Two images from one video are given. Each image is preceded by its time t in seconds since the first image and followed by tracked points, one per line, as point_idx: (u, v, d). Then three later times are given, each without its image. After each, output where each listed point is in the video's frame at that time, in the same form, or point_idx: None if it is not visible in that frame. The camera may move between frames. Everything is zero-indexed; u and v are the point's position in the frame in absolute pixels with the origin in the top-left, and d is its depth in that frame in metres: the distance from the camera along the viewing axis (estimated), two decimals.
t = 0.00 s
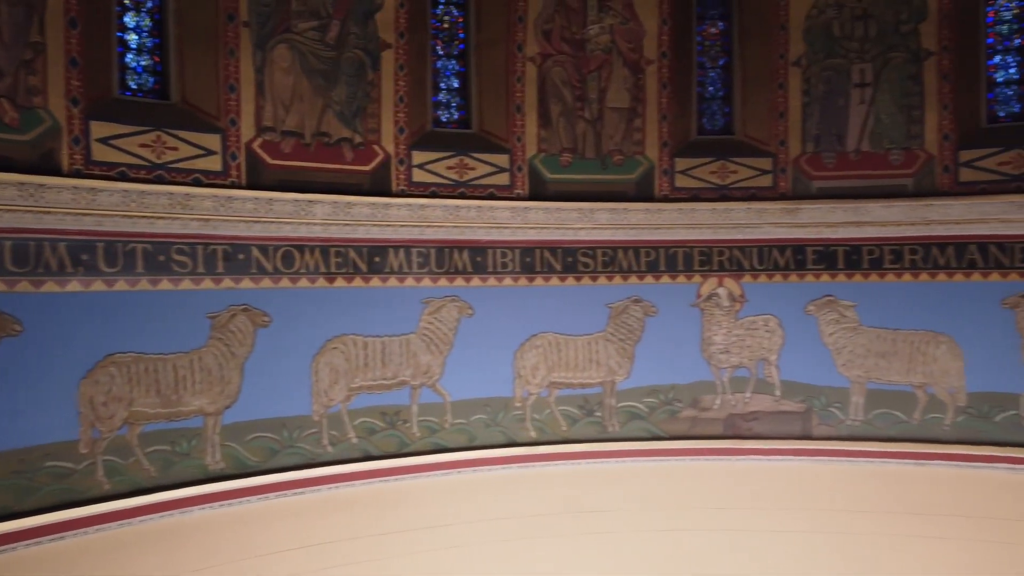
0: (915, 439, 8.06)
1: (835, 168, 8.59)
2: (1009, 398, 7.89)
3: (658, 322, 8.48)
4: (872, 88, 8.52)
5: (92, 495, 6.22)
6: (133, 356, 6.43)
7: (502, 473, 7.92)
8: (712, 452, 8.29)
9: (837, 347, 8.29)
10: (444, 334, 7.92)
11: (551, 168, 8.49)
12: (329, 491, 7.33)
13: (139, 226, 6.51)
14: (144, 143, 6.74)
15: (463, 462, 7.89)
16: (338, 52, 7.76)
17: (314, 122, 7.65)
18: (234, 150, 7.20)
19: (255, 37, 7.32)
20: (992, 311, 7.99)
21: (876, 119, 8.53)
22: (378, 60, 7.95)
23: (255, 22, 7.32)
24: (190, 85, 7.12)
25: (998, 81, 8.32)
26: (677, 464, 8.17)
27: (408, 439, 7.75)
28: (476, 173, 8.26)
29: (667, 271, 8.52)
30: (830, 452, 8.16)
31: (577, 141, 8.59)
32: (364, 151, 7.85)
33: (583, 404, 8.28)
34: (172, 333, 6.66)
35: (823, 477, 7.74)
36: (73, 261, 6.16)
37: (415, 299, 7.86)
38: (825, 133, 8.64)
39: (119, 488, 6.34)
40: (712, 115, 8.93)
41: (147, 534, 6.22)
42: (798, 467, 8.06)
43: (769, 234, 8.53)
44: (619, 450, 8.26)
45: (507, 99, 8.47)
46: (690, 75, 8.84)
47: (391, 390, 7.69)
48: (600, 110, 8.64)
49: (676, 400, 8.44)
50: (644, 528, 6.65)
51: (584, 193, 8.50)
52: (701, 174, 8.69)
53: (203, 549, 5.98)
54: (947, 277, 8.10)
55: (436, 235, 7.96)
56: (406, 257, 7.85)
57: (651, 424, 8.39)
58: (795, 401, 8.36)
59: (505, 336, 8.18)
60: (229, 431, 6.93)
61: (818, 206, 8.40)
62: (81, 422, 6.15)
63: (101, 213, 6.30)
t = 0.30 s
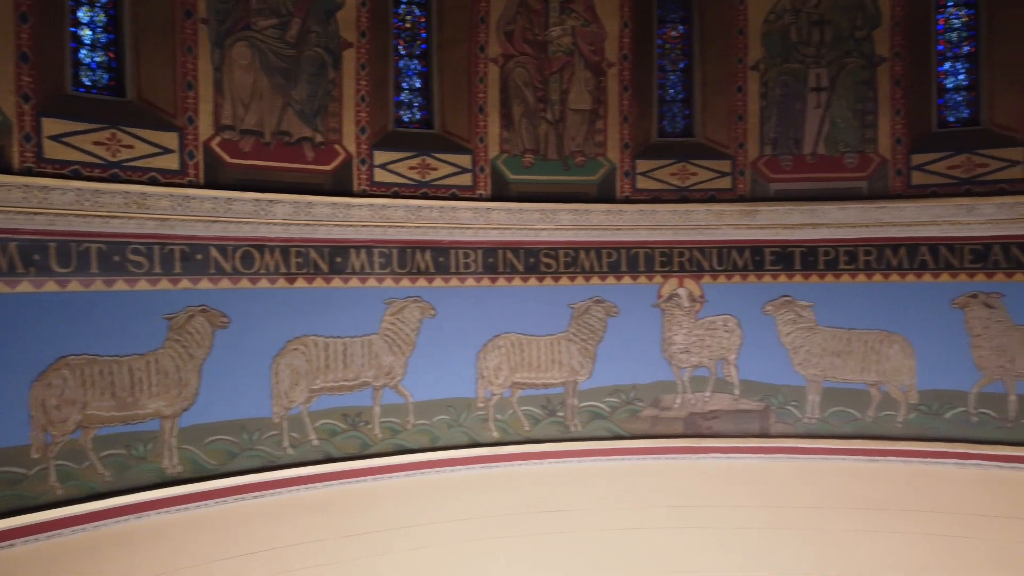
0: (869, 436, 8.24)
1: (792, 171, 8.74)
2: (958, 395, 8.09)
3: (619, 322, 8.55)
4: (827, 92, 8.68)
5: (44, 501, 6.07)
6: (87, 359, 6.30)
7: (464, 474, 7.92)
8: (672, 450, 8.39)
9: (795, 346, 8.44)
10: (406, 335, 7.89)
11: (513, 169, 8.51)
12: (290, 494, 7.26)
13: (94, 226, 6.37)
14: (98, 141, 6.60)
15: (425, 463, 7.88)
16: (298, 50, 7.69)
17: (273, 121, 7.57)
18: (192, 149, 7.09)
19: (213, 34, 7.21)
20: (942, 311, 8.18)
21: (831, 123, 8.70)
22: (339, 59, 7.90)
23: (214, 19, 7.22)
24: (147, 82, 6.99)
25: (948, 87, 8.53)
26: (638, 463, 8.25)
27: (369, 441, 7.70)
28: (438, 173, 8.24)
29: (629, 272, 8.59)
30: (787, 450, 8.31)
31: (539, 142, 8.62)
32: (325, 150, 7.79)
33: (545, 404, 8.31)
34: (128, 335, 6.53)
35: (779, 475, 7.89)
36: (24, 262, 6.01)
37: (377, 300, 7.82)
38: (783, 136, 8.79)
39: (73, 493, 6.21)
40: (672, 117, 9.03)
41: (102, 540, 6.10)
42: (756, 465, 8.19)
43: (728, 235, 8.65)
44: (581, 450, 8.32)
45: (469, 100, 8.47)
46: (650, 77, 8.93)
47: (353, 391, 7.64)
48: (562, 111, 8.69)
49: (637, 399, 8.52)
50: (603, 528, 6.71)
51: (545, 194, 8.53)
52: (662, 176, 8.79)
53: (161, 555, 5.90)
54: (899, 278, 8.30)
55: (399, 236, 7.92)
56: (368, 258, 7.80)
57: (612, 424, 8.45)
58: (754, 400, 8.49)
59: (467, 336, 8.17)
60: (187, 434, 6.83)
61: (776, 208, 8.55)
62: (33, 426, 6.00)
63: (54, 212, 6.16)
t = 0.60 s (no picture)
0: (825, 433, 8.41)
1: (750, 173, 8.87)
2: (911, 392, 8.28)
3: (581, 323, 8.60)
4: (784, 96, 8.84)
5: None
6: (39, 361, 6.16)
7: (427, 475, 7.91)
8: (633, 449, 8.47)
9: (753, 345, 8.57)
10: (368, 335, 7.85)
11: (475, 169, 8.51)
12: (250, 497, 7.18)
13: (46, 225, 6.23)
14: (50, 138, 6.45)
15: (387, 464, 7.84)
16: (258, 48, 7.59)
17: (232, 119, 7.47)
18: (148, 147, 6.97)
19: (170, 30, 7.10)
20: (894, 311, 8.38)
21: (788, 126, 8.85)
22: (299, 57, 7.83)
23: (170, 15, 7.11)
24: (101, 79, 6.85)
25: (900, 91, 8.74)
26: (599, 462, 8.32)
27: (331, 443, 7.64)
28: (400, 173, 8.21)
29: (590, 272, 8.65)
30: (745, 447, 8.44)
31: (501, 142, 8.63)
32: (285, 149, 7.71)
33: (508, 404, 8.33)
34: (82, 337, 6.40)
35: (738, 472, 8.03)
36: None
37: (339, 300, 7.76)
38: (741, 139, 8.92)
39: (24, 498, 6.07)
40: (633, 119, 9.12)
41: (54, 547, 5.97)
42: (716, 462, 8.31)
43: (688, 236, 8.75)
44: (543, 450, 8.36)
45: (431, 100, 8.45)
46: (611, 79, 9.01)
47: (313, 393, 7.57)
48: (525, 112, 8.71)
49: (599, 399, 8.59)
50: (565, 528, 6.75)
51: (508, 195, 8.55)
52: (623, 177, 8.86)
53: (116, 562, 5.80)
54: (854, 278, 8.49)
55: (360, 236, 7.87)
56: (329, 258, 7.74)
57: (574, 423, 8.50)
58: (713, 399, 8.61)
59: (430, 336, 8.15)
60: (143, 437, 6.71)
61: (734, 209, 8.68)
62: None
63: (4, 211, 6.01)
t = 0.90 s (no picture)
0: (782, 431, 8.56)
1: (709, 174, 8.99)
2: (865, 390, 8.46)
3: (543, 323, 8.63)
4: (743, 99, 8.97)
5: None
6: None
7: (389, 476, 7.88)
8: (595, 448, 8.54)
9: (712, 345, 8.69)
10: (329, 336, 7.79)
11: (438, 169, 8.49)
12: (208, 500, 7.07)
13: None
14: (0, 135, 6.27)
15: (349, 466, 7.79)
16: (216, 45, 7.48)
17: (190, 117, 7.36)
18: (103, 144, 6.84)
19: (125, 26, 6.97)
20: (849, 311, 8.56)
21: (747, 129, 8.98)
22: (259, 55, 7.73)
23: (126, 11, 6.97)
24: (54, 74, 6.67)
25: (855, 96, 8.93)
26: (561, 462, 8.36)
27: (291, 445, 7.56)
28: (361, 172, 8.16)
29: (553, 272, 8.69)
30: (705, 446, 8.55)
31: (464, 142, 8.62)
32: (244, 148, 7.61)
33: (470, 404, 8.33)
34: (33, 339, 6.26)
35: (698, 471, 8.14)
36: None
37: (299, 301, 7.68)
38: (701, 141, 9.03)
39: None
40: (595, 121, 9.18)
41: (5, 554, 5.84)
42: (676, 461, 8.41)
43: (649, 236, 8.83)
44: (505, 450, 8.37)
45: (393, 99, 8.41)
46: (572, 81, 9.06)
47: (273, 395, 7.49)
48: (487, 112, 8.72)
49: (561, 399, 8.63)
50: (528, 527, 6.78)
51: (470, 195, 8.54)
52: (585, 178, 8.91)
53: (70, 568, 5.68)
54: (811, 279, 8.66)
55: (321, 236, 7.80)
56: (289, 258, 7.66)
57: (537, 423, 8.53)
58: (673, 398, 8.70)
59: (392, 337, 8.11)
60: (98, 441, 6.58)
61: (694, 211, 8.79)
62: None
63: None
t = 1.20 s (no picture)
0: (741, 429, 8.69)
1: (670, 176, 9.09)
2: (821, 388, 8.63)
3: (506, 323, 8.64)
4: (703, 102, 9.09)
5: None
6: None
7: (350, 478, 7.82)
8: (557, 448, 8.57)
9: (673, 345, 8.79)
10: (290, 337, 7.71)
11: (400, 169, 8.46)
12: (166, 504, 6.96)
13: None
14: None
15: (310, 468, 7.72)
16: (173, 41, 7.37)
17: (147, 115, 7.24)
18: (56, 142, 6.68)
19: (79, 21, 6.82)
20: (806, 311, 8.72)
21: (707, 131, 9.09)
22: (218, 52, 7.62)
23: (79, 6, 6.82)
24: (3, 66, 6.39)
25: (811, 100, 9.11)
26: (524, 462, 8.39)
27: (251, 447, 7.47)
28: (323, 172, 8.10)
29: (515, 273, 8.71)
30: (666, 444, 8.65)
31: (426, 143, 8.60)
32: (203, 147, 7.51)
33: (433, 405, 8.31)
34: None
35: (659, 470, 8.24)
36: None
37: (259, 302, 7.60)
38: (662, 143, 9.12)
39: None
40: (557, 122, 9.22)
41: None
42: (638, 459, 8.48)
43: (611, 237, 8.90)
44: (468, 450, 8.37)
45: (355, 99, 8.36)
46: (535, 82, 9.09)
47: (233, 396, 7.39)
48: (449, 113, 8.71)
49: (524, 399, 8.65)
50: (492, 526, 6.80)
51: (432, 195, 8.52)
52: (547, 179, 8.95)
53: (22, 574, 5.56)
54: (769, 279, 8.80)
55: (281, 235, 7.71)
56: (249, 258, 7.56)
57: (499, 423, 8.54)
58: (635, 397, 8.78)
59: (353, 337, 8.05)
60: (50, 445, 6.45)
61: (656, 211, 8.88)
62: None
63: None
